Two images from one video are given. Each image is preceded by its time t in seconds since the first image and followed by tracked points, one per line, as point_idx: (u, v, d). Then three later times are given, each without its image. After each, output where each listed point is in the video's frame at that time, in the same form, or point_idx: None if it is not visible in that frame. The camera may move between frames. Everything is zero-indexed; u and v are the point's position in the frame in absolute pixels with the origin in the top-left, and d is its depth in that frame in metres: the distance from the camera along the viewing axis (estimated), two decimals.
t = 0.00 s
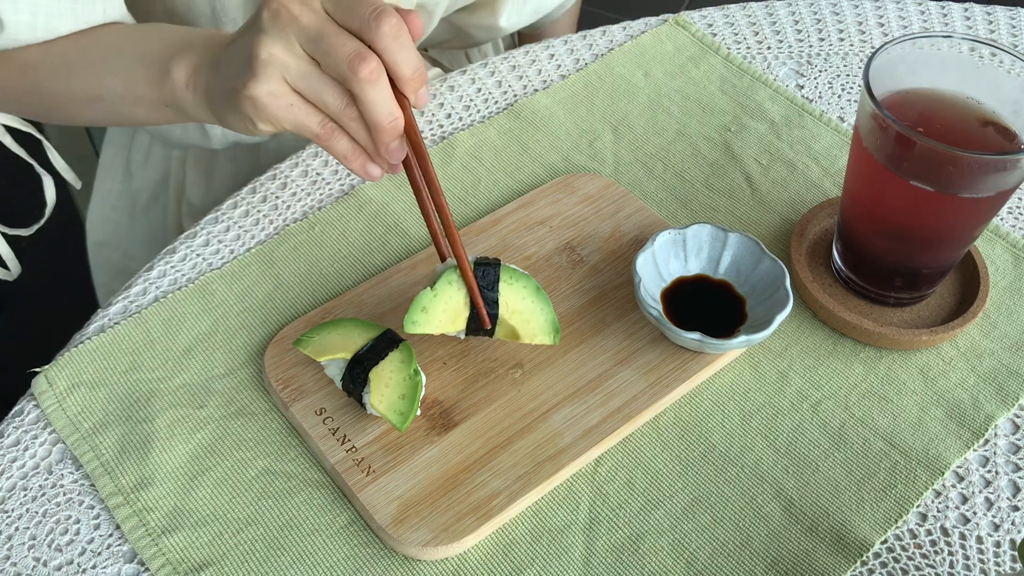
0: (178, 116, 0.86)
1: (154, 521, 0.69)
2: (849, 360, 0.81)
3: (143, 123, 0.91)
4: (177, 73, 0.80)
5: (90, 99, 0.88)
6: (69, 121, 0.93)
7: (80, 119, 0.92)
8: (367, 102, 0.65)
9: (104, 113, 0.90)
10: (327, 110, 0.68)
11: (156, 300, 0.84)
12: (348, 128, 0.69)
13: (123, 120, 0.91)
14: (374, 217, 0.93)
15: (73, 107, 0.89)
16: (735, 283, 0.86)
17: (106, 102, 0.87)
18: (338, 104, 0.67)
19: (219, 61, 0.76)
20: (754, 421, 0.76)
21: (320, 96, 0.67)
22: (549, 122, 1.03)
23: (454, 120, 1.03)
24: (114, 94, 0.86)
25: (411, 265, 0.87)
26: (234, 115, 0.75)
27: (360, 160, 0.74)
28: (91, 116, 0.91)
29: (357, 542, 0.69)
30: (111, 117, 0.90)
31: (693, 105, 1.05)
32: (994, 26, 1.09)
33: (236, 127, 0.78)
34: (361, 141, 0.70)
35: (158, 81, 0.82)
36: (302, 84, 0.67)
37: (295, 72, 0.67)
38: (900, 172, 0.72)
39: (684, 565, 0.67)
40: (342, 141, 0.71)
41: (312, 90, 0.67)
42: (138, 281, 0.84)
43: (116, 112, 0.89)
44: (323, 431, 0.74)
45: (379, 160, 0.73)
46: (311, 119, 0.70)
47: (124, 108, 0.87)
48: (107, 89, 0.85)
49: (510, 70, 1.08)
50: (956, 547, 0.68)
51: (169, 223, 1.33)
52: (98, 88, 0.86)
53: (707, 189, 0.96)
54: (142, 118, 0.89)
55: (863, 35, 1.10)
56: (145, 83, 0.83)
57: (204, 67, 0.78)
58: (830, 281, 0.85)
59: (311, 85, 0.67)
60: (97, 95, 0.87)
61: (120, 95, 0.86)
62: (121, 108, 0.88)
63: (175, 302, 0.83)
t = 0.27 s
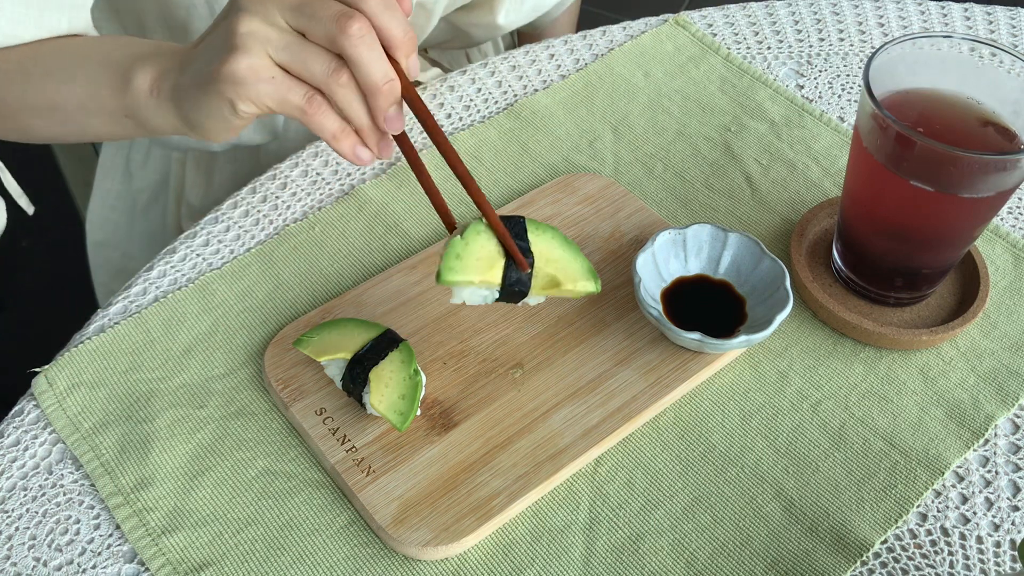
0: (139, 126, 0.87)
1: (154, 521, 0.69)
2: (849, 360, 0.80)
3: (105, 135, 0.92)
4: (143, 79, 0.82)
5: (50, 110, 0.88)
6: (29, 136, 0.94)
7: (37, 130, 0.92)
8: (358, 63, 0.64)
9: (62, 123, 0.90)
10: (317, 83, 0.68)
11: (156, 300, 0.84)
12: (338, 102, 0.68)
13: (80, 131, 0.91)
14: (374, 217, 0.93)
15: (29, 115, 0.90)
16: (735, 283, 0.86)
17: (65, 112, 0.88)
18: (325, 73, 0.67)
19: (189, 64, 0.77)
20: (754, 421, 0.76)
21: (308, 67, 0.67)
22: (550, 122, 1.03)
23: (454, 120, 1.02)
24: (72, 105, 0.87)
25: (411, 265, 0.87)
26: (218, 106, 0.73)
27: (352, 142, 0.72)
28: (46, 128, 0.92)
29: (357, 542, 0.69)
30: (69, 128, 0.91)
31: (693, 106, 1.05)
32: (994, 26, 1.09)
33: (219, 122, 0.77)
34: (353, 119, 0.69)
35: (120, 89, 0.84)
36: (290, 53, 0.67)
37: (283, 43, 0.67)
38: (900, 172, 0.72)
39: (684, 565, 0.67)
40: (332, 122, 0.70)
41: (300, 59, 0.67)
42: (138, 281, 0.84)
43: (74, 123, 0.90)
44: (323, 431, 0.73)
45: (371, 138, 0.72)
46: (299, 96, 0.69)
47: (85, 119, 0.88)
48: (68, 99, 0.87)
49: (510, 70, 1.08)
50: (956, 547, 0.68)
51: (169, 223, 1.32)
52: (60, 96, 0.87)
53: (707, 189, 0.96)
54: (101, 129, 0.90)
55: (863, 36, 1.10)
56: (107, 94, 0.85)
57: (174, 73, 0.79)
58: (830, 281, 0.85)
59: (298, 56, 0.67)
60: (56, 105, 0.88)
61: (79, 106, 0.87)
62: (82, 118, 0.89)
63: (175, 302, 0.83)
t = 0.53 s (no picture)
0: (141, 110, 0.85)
1: (154, 521, 0.69)
2: (849, 360, 0.80)
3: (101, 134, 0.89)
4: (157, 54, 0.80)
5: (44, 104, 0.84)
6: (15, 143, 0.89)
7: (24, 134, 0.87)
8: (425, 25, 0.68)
9: (56, 121, 0.86)
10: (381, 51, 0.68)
11: (156, 300, 0.84)
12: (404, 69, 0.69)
13: (76, 130, 0.87)
14: (374, 217, 0.93)
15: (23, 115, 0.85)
16: (736, 283, 0.85)
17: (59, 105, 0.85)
18: (394, 39, 0.68)
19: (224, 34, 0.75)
20: (753, 421, 0.76)
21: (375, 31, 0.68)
22: (549, 122, 1.03)
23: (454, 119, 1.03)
24: (70, 94, 0.84)
25: (411, 265, 0.87)
26: (276, 72, 0.71)
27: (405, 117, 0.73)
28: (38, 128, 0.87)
29: (357, 542, 0.69)
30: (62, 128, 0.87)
31: (693, 106, 1.05)
32: (994, 26, 1.09)
33: (268, 91, 0.74)
34: (413, 88, 0.70)
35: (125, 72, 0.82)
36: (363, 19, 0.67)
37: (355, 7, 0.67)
38: (900, 172, 0.72)
39: (684, 565, 0.67)
40: (390, 93, 0.71)
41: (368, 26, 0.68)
42: (138, 281, 0.84)
43: (70, 118, 0.86)
44: (323, 431, 0.73)
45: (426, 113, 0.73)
46: (363, 64, 0.68)
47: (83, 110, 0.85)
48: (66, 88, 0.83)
49: (510, 70, 1.08)
50: (956, 547, 0.68)
51: (170, 223, 1.32)
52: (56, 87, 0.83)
53: (707, 189, 0.96)
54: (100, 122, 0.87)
55: (863, 36, 1.10)
56: (110, 77, 0.82)
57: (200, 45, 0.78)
58: (829, 281, 0.85)
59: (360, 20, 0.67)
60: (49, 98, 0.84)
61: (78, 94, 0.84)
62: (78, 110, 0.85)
63: (175, 302, 0.83)
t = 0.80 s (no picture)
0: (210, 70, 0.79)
1: (154, 521, 0.69)
2: (849, 360, 0.80)
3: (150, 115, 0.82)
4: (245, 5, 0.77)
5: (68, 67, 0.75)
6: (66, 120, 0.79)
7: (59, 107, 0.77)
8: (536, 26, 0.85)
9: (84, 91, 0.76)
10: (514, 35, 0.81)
11: (156, 300, 0.84)
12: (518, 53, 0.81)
13: (125, 108, 0.79)
14: (374, 217, 0.93)
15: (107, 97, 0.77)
16: (736, 282, 0.85)
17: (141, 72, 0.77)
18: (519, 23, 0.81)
19: None
20: (753, 421, 0.76)
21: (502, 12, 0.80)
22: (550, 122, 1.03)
23: (454, 120, 1.03)
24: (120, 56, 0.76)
25: (411, 265, 0.87)
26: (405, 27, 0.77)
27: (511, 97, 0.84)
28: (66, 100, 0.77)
29: (357, 542, 0.69)
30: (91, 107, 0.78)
31: (692, 106, 1.05)
32: (994, 26, 1.09)
33: (393, 41, 0.78)
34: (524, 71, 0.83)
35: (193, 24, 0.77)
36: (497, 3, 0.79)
37: None
38: (900, 172, 0.72)
39: (684, 565, 0.67)
40: (502, 72, 0.81)
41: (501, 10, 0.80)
42: (138, 281, 0.85)
43: (121, 87, 0.77)
44: (323, 431, 0.73)
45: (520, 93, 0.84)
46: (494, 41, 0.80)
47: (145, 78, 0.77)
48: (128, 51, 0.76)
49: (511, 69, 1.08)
50: (956, 547, 0.68)
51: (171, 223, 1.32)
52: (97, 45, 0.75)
53: (707, 189, 0.96)
54: (140, 90, 0.78)
55: (863, 36, 1.10)
56: (184, 34, 0.77)
57: None
58: (829, 281, 0.85)
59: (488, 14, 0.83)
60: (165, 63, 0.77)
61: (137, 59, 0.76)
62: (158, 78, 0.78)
63: (175, 302, 0.83)
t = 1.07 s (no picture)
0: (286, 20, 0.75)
1: (154, 521, 0.69)
2: (849, 360, 0.81)
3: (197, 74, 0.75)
4: None
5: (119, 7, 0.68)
6: (104, 74, 0.70)
7: (101, 58, 0.69)
8: (591, 25, 0.85)
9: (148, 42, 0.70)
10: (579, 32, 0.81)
11: (156, 300, 0.84)
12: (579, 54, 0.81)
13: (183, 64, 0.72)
14: (374, 217, 0.93)
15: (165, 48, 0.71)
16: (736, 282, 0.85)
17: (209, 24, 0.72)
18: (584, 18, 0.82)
19: None
20: (753, 421, 0.76)
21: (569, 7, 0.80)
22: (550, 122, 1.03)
23: (454, 120, 1.03)
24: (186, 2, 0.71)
25: (411, 265, 0.87)
26: None
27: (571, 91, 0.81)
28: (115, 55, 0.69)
29: (357, 543, 0.69)
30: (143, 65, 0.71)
31: (692, 106, 1.05)
32: (994, 27, 1.09)
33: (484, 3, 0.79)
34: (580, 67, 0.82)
35: None
36: None
37: None
38: (900, 172, 0.72)
39: (684, 565, 0.67)
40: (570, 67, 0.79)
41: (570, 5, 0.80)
42: (138, 281, 0.84)
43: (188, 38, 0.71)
44: (323, 431, 0.73)
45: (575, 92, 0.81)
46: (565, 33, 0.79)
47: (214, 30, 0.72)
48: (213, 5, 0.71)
49: (511, 69, 1.08)
50: (956, 547, 0.68)
51: (170, 223, 1.33)
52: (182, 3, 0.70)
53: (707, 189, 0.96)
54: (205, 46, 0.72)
55: (863, 36, 1.10)
56: None
57: None
58: (829, 281, 0.85)
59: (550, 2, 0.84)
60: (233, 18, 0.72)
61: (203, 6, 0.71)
62: (232, 32, 0.73)
63: (176, 302, 0.83)
